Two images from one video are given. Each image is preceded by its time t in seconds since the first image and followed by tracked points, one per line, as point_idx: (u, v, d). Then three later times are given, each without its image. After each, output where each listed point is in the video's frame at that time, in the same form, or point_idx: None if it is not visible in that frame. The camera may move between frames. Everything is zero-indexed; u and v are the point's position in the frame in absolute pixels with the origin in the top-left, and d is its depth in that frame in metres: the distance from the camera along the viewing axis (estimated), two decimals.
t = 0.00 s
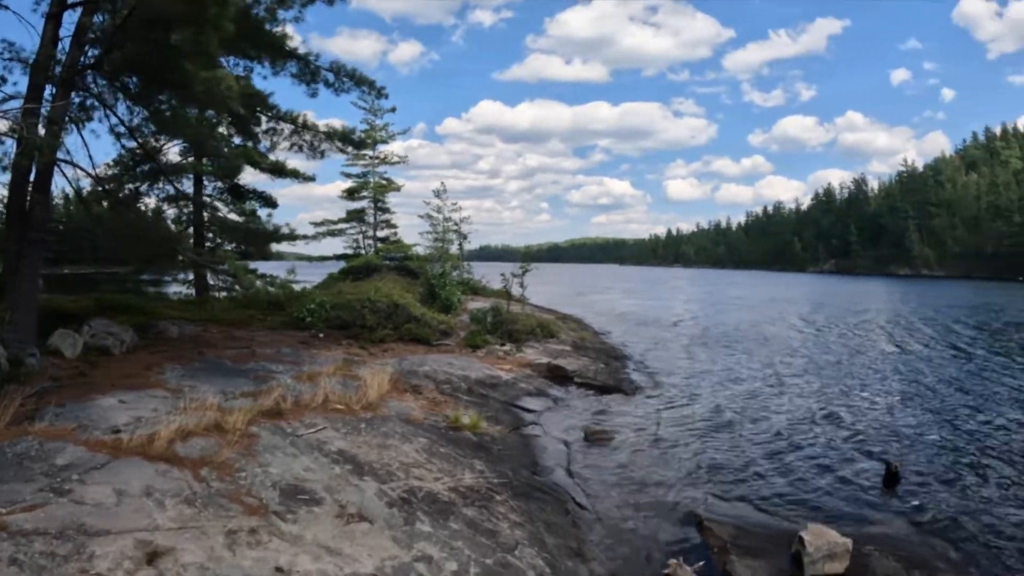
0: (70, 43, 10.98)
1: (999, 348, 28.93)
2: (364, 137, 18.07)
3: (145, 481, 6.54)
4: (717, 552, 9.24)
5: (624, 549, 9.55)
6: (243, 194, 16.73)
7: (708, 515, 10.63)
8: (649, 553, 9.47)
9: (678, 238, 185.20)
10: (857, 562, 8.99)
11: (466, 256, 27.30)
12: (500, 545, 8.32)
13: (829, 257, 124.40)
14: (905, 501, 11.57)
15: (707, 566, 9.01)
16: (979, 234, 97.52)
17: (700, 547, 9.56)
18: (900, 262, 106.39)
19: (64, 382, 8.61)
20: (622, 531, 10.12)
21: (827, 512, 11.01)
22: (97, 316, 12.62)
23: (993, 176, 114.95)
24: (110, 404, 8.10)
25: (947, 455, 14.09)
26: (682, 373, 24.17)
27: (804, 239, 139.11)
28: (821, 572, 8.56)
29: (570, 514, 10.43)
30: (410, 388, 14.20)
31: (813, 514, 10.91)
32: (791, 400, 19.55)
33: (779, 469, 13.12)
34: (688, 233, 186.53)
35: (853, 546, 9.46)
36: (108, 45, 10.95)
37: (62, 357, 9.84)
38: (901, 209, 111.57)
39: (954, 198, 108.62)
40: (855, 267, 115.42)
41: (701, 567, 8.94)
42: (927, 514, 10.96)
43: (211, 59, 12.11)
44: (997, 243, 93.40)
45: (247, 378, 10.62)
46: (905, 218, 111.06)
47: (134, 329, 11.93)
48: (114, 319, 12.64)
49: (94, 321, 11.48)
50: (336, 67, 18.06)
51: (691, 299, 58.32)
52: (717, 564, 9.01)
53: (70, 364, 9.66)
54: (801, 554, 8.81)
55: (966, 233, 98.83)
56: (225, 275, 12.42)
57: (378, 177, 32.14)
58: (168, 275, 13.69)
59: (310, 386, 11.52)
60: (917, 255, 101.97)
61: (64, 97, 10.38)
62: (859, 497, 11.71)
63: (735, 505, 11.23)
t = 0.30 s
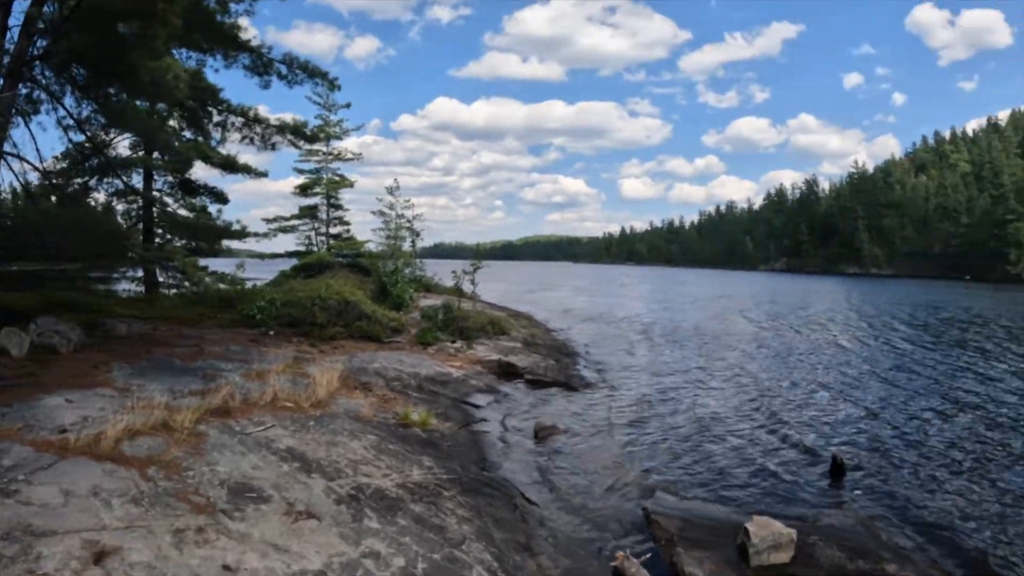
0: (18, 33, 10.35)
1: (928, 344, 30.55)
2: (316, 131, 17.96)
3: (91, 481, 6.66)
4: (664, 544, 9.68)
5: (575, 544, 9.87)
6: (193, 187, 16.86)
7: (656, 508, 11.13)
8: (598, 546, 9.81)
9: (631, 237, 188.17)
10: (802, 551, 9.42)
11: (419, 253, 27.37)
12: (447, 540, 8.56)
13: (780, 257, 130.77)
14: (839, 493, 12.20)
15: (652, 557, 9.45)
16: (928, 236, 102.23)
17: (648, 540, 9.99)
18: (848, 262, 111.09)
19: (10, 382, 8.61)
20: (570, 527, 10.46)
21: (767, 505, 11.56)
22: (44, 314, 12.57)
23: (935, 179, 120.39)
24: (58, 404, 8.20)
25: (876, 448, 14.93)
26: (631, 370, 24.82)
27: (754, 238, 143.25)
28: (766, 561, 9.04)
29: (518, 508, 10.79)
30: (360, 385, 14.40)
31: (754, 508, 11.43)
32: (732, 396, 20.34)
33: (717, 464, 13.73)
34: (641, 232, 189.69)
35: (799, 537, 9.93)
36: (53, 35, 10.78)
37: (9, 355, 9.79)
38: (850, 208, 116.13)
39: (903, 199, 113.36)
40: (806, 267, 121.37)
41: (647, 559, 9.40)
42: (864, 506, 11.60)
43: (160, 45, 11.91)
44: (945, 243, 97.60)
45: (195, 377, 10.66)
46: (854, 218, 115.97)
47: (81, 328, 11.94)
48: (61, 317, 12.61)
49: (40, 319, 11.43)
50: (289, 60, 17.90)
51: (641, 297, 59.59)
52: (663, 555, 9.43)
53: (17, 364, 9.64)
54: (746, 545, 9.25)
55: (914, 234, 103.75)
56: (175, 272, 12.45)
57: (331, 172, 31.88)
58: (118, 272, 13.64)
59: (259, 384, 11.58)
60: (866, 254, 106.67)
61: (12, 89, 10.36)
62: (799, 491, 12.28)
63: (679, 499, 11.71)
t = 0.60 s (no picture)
0: None
1: (860, 340, 32.16)
2: (265, 123, 17.78)
3: (34, 481, 6.83)
4: (610, 536, 10.07)
5: (529, 538, 10.20)
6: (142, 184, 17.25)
7: (601, 501, 11.54)
8: (547, 540, 10.15)
9: (582, 235, 190.50)
10: (744, 540, 9.91)
11: (369, 250, 27.34)
12: (392, 535, 8.79)
13: (728, 255, 135.99)
14: (775, 485, 12.86)
15: (598, 550, 9.84)
16: (872, 233, 106.63)
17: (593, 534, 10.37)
18: (795, 261, 116.10)
19: None
20: (515, 521, 10.80)
21: (710, 498, 12.09)
22: None
23: (880, 180, 125.64)
24: None
25: (807, 442, 15.78)
26: (581, 366, 25.43)
27: (702, 238, 147.03)
28: (710, 551, 9.49)
29: (465, 503, 11.21)
30: (309, 382, 14.65)
31: (700, 501, 11.94)
32: (674, 391, 21.10)
33: (657, 458, 14.30)
34: (592, 229, 192.20)
35: (743, 527, 10.41)
36: None
37: None
38: (800, 208, 121.54)
39: (850, 199, 118.06)
40: (755, 265, 126.31)
41: (592, 552, 9.79)
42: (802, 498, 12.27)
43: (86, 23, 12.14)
44: (888, 241, 101.10)
45: (138, 376, 10.67)
46: (802, 217, 120.76)
47: (24, 325, 11.96)
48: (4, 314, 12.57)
49: None
50: (239, 50, 17.68)
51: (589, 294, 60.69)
52: (609, 547, 9.82)
53: None
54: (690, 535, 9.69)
55: (861, 233, 108.38)
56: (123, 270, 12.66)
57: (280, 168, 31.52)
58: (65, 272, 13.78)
59: (204, 382, 11.62)
60: (815, 253, 111.31)
61: None
62: (741, 484, 12.86)
63: (623, 492, 12.20)
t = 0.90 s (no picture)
0: None
1: (802, 335, 33.50)
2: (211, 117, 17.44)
3: None
4: (554, 530, 10.49)
5: (483, 535, 10.45)
6: (85, 179, 17.49)
7: (545, 497, 12.01)
8: (500, 537, 10.42)
9: (532, 231, 191.87)
10: (689, 533, 10.37)
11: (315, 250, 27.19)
12: (335, 535, 8.93)
13: (675, 252, 140.02)
14: (715, 479, 13.47)
15: (541, 544, 10.19)
16: (817, 232, 110.80)
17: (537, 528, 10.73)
18: (741, 259, 120.30)
19: None
20: (459, 518, 11.07)
21: (655, 492, 12.59)
22: None
23: (825, 180, 130.31)
24: None
25: (746, 436, 16.49)
26: (531, 362, 25.92)
27: (650, 235, 150.15)
28: (652, 544, 9.96)
29: (408, 501, 11.45)
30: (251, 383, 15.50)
31: (645, 495, 12.42)
32: (619, 387, 21.70)
33: (598, 454, 14.84)
34: (541, 226, 193.81)
35: (688, 520, 10.85)
36: None
37: None
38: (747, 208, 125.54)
39: (797, 198, 122.30)
40: (702, 262, 130.41)
41: (535, 546, 10.14)
42: (743, 489, 12.87)
43: (28, 26, 12.60)
44: (833, 241, 105.27)
45: (80, 376, 11.00)
46: (749, 215, 124.92)
47: None
48: None
49: None
50: (184, 42, 17.32)
51: (537, 291, 61.44)
52: (552, 541, 10.19)
53: None
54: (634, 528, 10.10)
55: (805, 230, 112.52)
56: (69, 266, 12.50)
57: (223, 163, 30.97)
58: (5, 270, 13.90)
59: (145, 382, 11.70)
60: (761, 250, 115.39)
61: None
62: (683, 479, 13.41)
63: (568, 488, 12.61)
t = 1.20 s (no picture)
0: None
1: (750, 331, 34.47)
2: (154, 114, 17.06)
3: None
4: (499, 526, 10.77)
5: (436, 535, 10.62)
6: (27, 175, 17.37)
7: (490, 491, 12.16)
8: (451, 535, 10.64)
9: (483, 228, 191.93)
10: (634, 527, 10.80)
11: (261, 246, 27.03)
12: (278, 536, 9.22)
13: (624, 249, 142.89)
14: (661, 474, 13.92)
15: (487, 542, 10.48)
16: (763, 231, 114.84)
17: (481, 525, 11.08)
18: (688, 256, 123.78)
19: None
20: (403, 516, 11.37)
21: (603, 488, 12.98)
22: None
23: (771, 179, 134.31)
24: None
25: (691, 431, 17.05)
26: (481, 359, 26.33)
27: (601, 233, 152.18)
28: (597, 539, 10.29)
29: (354, 501, 11.68)
30: (195, 382, 15.50)
31: (594, 492, 12.80)
32: (570, 384, 22.08)
33: (543, 449, 15.35)
34: (493, 223, 194.07)
35: (632, 514, 11.32)
36: None
37: None
38: (694, 206, 129.06)
39: (744, 198, 126.72)
40: (651, 259, 133.60)
41: (481, 545, 10.39)
42: (687, 484, 13.38)
43: None
44: (778, 239, 109.20)
45: (21, 377, 11.32)
46: (697, 213, 128.58)
47: None
48: None
49: None
50: (126, 36, 16.88)
51: (491, 288, 61.64)
52: (498, 538, 10.50)
53: None
54: (579, 523, 10.44)
55: (751, 229, 116.53)
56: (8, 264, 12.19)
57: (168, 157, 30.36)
58: None
59: (87, 384, 11.88)
60: (708, 248, 118.90)
61: None
62: (632, 474, 13.82)
63: (518, 484, 12.92)
